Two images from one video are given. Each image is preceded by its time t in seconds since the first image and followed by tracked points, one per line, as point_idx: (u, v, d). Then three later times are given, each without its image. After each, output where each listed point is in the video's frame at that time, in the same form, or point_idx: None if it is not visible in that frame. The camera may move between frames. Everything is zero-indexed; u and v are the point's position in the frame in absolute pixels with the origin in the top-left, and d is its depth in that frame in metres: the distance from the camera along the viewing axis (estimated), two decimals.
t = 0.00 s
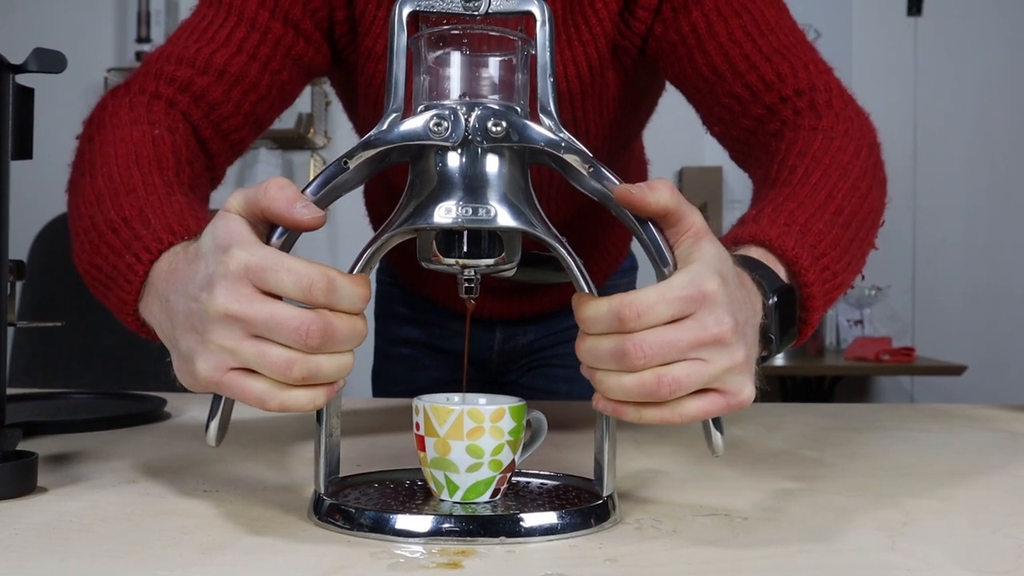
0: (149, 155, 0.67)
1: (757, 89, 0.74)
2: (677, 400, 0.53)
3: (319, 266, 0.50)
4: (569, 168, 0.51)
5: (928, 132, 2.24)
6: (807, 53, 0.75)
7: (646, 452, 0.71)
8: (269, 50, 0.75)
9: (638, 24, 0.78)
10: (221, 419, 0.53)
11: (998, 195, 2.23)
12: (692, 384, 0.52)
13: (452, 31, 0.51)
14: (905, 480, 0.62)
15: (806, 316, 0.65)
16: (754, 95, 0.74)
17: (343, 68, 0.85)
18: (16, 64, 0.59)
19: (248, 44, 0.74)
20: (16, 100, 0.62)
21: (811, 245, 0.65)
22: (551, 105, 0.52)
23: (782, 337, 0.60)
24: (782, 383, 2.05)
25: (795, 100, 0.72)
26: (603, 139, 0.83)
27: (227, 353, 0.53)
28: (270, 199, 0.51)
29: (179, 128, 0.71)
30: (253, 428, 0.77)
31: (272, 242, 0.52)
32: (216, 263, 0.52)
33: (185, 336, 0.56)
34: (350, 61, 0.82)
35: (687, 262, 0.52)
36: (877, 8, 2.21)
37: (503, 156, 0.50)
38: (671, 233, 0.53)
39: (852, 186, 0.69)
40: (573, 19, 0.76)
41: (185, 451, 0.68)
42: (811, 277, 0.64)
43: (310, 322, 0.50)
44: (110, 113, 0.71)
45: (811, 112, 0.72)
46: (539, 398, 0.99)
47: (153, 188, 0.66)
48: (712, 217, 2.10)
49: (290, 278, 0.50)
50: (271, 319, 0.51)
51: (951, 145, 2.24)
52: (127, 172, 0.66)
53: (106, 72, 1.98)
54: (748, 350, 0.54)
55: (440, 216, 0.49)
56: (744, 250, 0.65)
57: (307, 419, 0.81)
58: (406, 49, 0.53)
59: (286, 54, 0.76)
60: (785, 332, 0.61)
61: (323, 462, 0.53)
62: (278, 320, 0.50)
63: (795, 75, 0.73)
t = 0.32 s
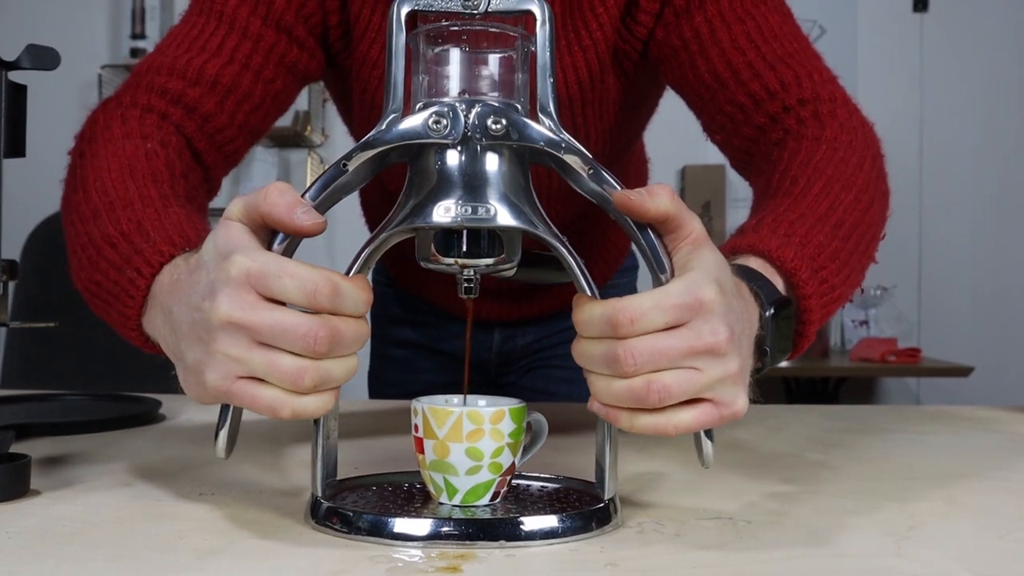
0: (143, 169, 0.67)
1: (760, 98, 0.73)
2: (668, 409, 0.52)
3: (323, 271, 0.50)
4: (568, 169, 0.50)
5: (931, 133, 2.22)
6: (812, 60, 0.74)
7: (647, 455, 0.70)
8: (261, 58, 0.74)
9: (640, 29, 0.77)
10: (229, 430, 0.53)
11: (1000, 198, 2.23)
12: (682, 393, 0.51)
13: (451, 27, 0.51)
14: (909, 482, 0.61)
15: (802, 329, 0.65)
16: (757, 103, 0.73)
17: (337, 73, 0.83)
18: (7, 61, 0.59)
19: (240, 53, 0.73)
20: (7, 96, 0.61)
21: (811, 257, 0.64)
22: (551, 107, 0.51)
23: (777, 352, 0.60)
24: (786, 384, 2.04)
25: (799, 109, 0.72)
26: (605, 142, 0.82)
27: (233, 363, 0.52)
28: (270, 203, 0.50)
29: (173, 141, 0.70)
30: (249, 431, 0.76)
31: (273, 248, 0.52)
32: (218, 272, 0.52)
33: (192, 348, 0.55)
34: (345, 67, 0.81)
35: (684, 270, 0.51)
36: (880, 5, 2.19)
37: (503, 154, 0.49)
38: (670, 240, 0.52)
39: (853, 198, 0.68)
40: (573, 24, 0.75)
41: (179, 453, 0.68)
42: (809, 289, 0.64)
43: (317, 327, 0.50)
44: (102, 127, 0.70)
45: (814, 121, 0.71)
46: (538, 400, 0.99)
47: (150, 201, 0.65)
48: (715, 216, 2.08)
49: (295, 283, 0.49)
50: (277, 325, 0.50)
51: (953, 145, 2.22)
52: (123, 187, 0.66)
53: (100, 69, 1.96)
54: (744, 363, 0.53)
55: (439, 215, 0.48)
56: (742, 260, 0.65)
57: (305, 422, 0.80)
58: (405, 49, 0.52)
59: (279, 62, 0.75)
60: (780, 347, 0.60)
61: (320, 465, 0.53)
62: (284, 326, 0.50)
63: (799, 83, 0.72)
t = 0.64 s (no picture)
0: (139, 181, 0.66)
1: (762, 105, 0.72)
2: (661, 416, 0.51)
3: (324, 274, 0.49)
4: (567, 170, 0.49)
5: (934, 135, 2.21)
6: (815, 66, 0.73)
7: (647, 458, 0.69)
8: (254, 65, 0.73)
9: (641, 32, 0.76)
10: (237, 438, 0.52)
11: (1003, 199, 2.22)
12: (676, 401, 0.50)
13: (451, 24, 0.51)
14: (913, 485, 0.61)
15: (798, 341, 0.64)
16: (760, 110, 0.72)
17: (333, 76, 0.82)
18: None
19: (233, 61, 0.72)
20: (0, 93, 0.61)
21: (809, 268, 0.64)
22: (551, 108, 0.50)
23: (773, 360, 0.59)
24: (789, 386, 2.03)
25: (802, 116, 0.71)
26: (605, 145, 0.82)
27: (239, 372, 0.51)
28: (269, 205, 0.50)
29: (167, 153, 0.70)
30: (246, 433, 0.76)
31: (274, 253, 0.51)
32: (217, 279, 0.51)
33: (194, 358, 0.54)
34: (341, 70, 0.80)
35: (683, 276, 0.51)
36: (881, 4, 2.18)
37: (503, 153, 0.48)
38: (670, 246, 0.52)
39: (854, 209, 0.68)
40: (573, 27, 0.75)
41: (174, 456, 0.67)
42: (807, 300, 0.63)
43: (321, 332, 0.49)
44: (96, 139, 0.69)
45: (818, 129, 0.71)
46: (538, 402, 0.98)
47: (147, 213, 0.64)
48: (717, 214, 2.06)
49: (295, 288, 0.49)
50: (281, 332, 0.49)
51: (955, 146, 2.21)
52: (119, 200, 0.65)
53: (95, 66, 1.95)
54: (741, 372, 0.52)
55: (437, 213, 0.47)
56: (741, 269, 0.64)
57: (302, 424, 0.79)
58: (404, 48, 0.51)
59: (273, 68, 0.74)
60: (776, 357, 0.59)
61: (318, 468, 0.52)
62: (289, 332, 0.49)
63: (802, 90, 0.71)
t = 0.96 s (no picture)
0: (134, 188, 0.66)
1: (766, 110, 0.72)
2: (654, 421, 0.50)
3: (323, 276, 0.49)
4: (564, 169, 0.49)
5: (936, 136, 2.20)
6: (820, 71, 0.72)
7: (648, 461, 0.68)
8: (248, 68, 0.72)
9: (644, 33, 0.75)
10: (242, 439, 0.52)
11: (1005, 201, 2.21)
12: (669, 406, 0.49)
13: (450, 20, 0.50)
14: (918, 488, 0.60)
15: (796, 351, 0.63)
16: (764, 116, 0.72)
17: (329, 77, 0.82)
18: None
19: (226, 64, 0.71)
20: None
21: (809, 277, 0.63)
22: (551, 107, 0.49)
23: (770, 369, 0.59)
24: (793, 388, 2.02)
25: (806, 122, 0.70)
26: (607, 146, 0.81)
27: (239, 378, 0.50)
28: (269, 207, 0.49)
29: (161, 159, 0.69)
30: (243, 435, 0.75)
31: (274, 257, 0.51)
32: (213, 284, 0.50)
33: (193, 365, 0.53)
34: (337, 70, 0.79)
35: (683, 281, 0.50)
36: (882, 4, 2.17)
37: (502, 151, 0.48)
38: (671, 250, 0.51)
39: (857, 218, 0.67)
40: (574, 27, 0.74)
41: (169, 459, 0.66)
42: (806, 308, 0.62)
43: (321, 334, 0.49)
44: (88, 146, 0.69)
45: (822, 135, 0.70)
46: (538, 404, 0.97)
47: (144, 220, 0.64)
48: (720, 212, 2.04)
49: (293, 291, 0.48)
50: (280, 335, 0.49)
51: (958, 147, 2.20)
52: (115, 208, 0.64)
53: (89, 64, 1.96)
54: (737, 379, 0.51)
55: (436, 213, 0.47)
56: (740, 276, 0.63)
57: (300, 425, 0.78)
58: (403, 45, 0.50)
59: (267, 71, 0.74)
60: (773, 367, 0.59)
61: (315, 470, 0.51)
62: (289, 335, 0.49)
63: (807, 96, 0.71)
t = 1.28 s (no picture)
0: (129, 192, 0.65)
1: (768, 115, 0.71)
2: (649, 425, 0.49)
3: (322, 278, 0.48)
4: (564, 168, 0.48)
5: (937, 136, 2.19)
6: (824, 76, 0.72)
7: (649, 464, 0.68)
8: (243, 69, 0.72)
9: (645, 33, 0.74)
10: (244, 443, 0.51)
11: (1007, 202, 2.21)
12: (663, 410, 0.48)
13: (450, 16, 0.49)
14: (924, 490, 0.59)
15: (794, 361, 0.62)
16: (765, 120, 0.71)
17: (325, 76, 0.81)
18: None
19: (220, 65, 0.71)
20: None
21: (807, 286, 0.62)
22: (552, 104, 0.48)
23: (765, 378, 0.58)
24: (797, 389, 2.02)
25: (809, 128, 0.70)
26: (607, 147, 0.80)
27: (241, 384, 0.50)
28: (266, 210, 0.49)
29: (156, 162, 0.68)
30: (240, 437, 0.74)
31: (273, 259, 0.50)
32: (211, 289, 0.50)
33: (193, 371, 0.53)
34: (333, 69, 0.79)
35: (683, 286, 0.50)
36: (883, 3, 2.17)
37: (502, 149, 0.47)
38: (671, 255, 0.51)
39: (858, 227, 0.66)
40: (575, 27, 0.73)
41: (164, 461, 0.65)
42: (803, 317, 0.61)
43: (322, 338, 0.48)
44: (82, 151, 0.68)
45: (824, 142, 0.69)
46: (538, 405, 0.97)
47: (141, 226, 0.63)
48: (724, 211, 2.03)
49: (292, 293, 0.48)
50: (281, 339, 0.48)
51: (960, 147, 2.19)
52: (110, 214, 0.64)
53: (83, 60, 1.95)
54: (736, 387, 0.51)
55: (434, 212, 0.46)
56: (738, 282, 0.63)
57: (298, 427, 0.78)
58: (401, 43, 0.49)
59: (263, 71, 0.73)
60: (769, 375, 0.58)
61: (312, 473, 0.51)
62: (290, 339, 0.48)
63: (810, 101, 0.70)
